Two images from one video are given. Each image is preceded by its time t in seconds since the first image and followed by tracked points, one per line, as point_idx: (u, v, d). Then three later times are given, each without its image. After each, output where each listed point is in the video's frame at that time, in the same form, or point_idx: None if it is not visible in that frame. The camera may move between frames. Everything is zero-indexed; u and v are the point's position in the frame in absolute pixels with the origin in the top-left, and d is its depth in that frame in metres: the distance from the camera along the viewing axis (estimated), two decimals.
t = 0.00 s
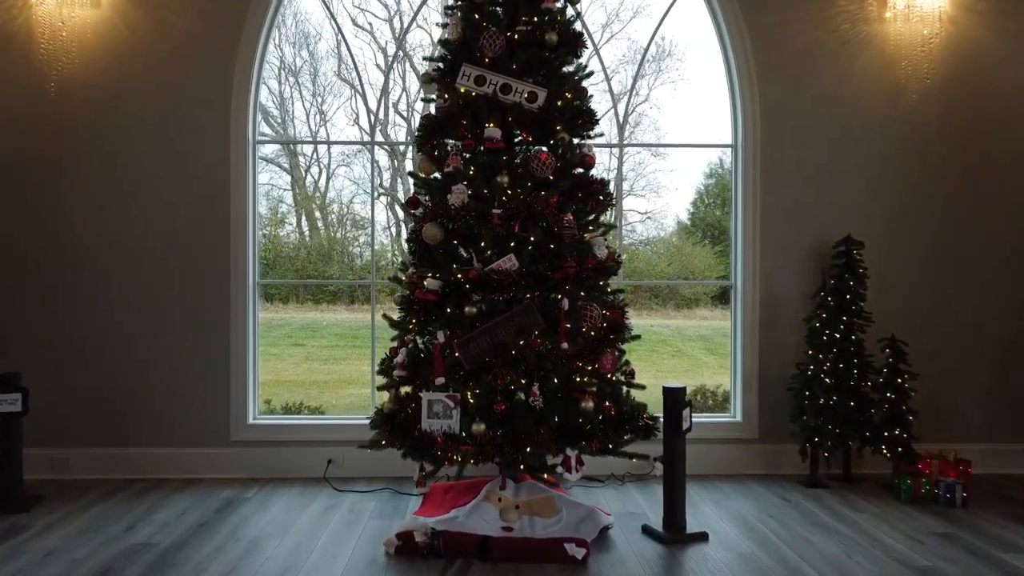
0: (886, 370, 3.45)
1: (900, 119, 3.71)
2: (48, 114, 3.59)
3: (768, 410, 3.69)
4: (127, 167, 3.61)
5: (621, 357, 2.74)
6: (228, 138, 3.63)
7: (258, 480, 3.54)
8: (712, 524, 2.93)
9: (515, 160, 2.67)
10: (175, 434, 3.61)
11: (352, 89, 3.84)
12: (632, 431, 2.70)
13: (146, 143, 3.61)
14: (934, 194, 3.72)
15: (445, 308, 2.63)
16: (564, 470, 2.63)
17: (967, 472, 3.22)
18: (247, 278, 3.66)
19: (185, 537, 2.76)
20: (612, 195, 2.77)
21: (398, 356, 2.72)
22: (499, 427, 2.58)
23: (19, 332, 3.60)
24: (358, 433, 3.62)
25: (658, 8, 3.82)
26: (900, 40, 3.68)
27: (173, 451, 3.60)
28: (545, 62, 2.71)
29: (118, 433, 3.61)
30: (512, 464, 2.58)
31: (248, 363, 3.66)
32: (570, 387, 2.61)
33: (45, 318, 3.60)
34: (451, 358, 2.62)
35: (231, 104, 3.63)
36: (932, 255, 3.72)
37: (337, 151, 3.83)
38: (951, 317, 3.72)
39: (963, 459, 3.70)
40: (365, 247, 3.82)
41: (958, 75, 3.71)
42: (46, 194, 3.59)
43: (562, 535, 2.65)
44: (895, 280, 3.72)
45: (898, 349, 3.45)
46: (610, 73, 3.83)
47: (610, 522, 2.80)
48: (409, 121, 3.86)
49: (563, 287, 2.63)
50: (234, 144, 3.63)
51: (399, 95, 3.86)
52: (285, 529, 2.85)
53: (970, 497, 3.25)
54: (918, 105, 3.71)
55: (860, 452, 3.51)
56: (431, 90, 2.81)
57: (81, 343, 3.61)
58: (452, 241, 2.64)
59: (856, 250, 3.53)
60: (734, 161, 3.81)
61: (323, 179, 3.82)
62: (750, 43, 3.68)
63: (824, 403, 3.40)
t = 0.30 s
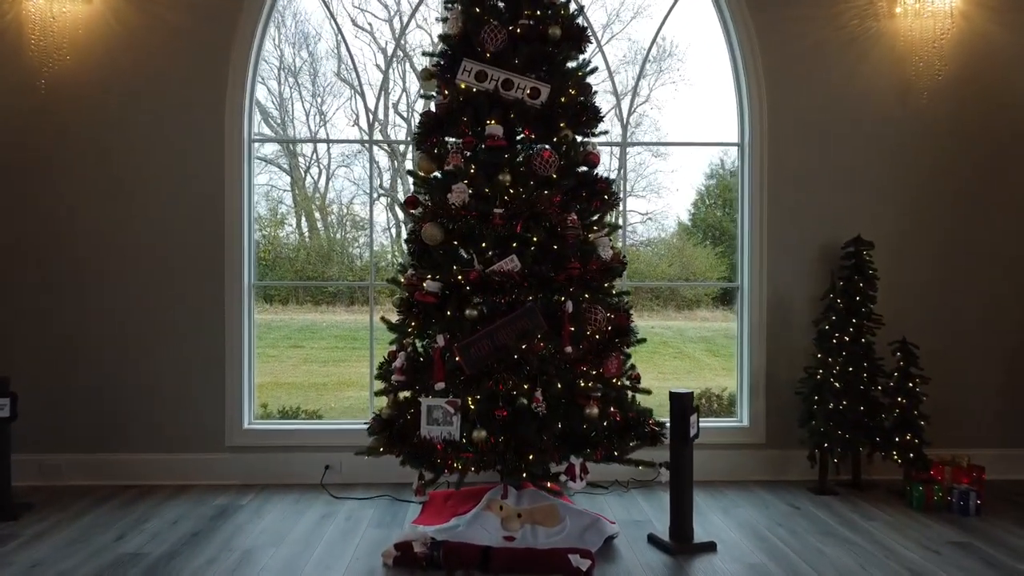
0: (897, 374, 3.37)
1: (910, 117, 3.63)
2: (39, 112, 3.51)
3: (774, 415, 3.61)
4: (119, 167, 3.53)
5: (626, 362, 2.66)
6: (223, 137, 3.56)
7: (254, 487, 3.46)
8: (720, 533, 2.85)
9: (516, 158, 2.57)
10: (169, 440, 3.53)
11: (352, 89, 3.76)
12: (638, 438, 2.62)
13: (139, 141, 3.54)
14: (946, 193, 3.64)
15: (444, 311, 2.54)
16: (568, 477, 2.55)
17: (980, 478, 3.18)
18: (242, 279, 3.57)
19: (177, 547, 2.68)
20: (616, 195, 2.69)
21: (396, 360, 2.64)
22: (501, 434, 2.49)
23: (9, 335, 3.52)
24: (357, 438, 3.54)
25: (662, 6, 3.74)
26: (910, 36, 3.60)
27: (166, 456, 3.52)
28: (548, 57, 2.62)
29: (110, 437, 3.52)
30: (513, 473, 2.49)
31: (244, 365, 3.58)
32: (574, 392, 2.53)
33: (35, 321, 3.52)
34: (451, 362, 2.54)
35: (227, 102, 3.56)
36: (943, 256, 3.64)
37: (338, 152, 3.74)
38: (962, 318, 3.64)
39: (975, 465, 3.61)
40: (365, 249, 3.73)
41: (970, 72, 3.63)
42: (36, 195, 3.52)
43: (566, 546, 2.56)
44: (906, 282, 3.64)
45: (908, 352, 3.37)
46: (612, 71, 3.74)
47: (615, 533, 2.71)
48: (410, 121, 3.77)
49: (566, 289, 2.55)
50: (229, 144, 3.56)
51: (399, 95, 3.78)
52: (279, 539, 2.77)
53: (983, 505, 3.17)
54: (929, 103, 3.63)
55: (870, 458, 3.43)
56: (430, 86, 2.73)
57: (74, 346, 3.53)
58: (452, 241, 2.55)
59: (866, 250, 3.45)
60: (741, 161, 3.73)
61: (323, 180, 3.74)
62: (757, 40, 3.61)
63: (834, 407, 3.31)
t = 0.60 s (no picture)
0: (902, 381, 3.30)
1: (915, 118, 3.57)
2: (26, 113, 3.43)
3: (777, 422, 3.54)
4: (108, 169, 3.46)
5: (627, 370, 2.59)
6: (215, 139, 3.48)
7: (245, 497, 3.39)
8: (723, 545, 2.78)
9: (515, 159, 2.51)
10: (159, 448, 3.46)
11: (348, 89, 3.69)
12: (640, 448, 2.56)
13: (129, 142, 3.46)
14: (951, 196, 3.58)
15: (440, 318, 2.47)
16: (568, 491, 2.48)
17: (988, 488, 3.10)
18: (233, 284, 3.50)
19: (165, 561, 2.60)
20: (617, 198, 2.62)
21: (391, 368, 2.58)
22: (499, 445, 2.41)
23: None
24: (351, 446, 3.47)
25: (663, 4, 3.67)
26: (915, 36, 3.54)
27: (156, 466, 3.44)
28: (547, 57, 2.55)
29: (98, 446, 3.45)
30: (508, 485, 2.45)
31: (235, 373, 3.51)
32: (574, 402, 2.47)
33: (22, 327, 3.44)
34: (447, 371, 2.48)
35: (218, 103, 3.48)
36: (949, 261, 3.58)
37: (334, 152, 3.67)
38: (967, 322, 3.58)
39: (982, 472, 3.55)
40: (361, 251, 3.66)
41: (976, 72, 3.57)
42: (23, 198, 3.44)
43: (565, 562, 2.51)
44: (911, 286, 3.57)
45: (914, 359, 3.30)
46: (611, 71, 3.68)
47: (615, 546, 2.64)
48: (407, 122, 3.70)
49: (566, 295, 2.47)
50: (220, 146, 3.48)
51: (397, 97, 3.71)
52: (271, 552, 2.69)
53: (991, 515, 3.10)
54: (935, 105, 3.57)
55: (875, 467, 3.36)
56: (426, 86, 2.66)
57: (62, 353, 3.45)
58: (449, 246, 2.48)
59: (871, 255, 3.38)
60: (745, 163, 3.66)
61: (320, 181, 3.67)
62: (759, 40, 3.54)
63: (838, 415, 3.25)
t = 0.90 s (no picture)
0: (904, 394, 3.25)
1: (917, 125, 3.52)
2: (11, 121, 3.36)
3: (776, 434, 3.49)
4: (95, 178, 3.39)
5: (624, 385, 2.54)
6: (205, 145, 3.42)
7: (236, 512, 3.32)
8: (723, 563, 2.72)
9: (511, 171, 2.45)
10: (149, 461, 3.39)
11: (343, 91, 3.62)
12: (639, 465, 2.51)
13: (117, 149, 3.40)
14: (954, 203, 3.53)
15: (434, 333, 2.41)
16: (566, 510, 2.44)
17: (992, 502, 3.02)
18: (224, 294, 3.44)
19: None
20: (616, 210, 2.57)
21: (383, 383, 2.53)
22: (494, 463, 2.36)
23: None
24: (344, 460, 3.40)
25: (660, 7, 3.62)
26: (917, 41, 3.49)
27: (145, 480, 3.38)
28: (543, 64, 2.49)
29: (86, 461, 3.38)
30: (506, 505, 2.35)
31: (226, 383, 3.45)
32: (572, 418, 2.40)
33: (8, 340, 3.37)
34: (441, 388, 2.41)
35: (208, 109, 3.42)
36: (951, 269, 3.53)
37: (329, 154, 3.61)
38: (970, 330, 3.53)
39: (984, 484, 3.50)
40: (356, 255, 3.60)
41: (979, 77, 3.52)
42: (9, 207, 3.37)
43: None
44: (912, 292, 3.52)
45: (916, 370, 3.24)
46: (606, 74, 3.62)
47: (615, 563, 2.59)
48: (403, 125, 3.63)
49: (563, 310, 2.42)
50: (211, 153, 3.42)
51: (392, 99, 3.64)
52: (261, 571, 2.63)
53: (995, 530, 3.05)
54: (936, 111, 3.52)
55: (876, 480, 3.31)
56: (420, 95, 2.60)
57: (50, 364, 3.38)
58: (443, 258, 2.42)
59: (872, 264, 3.33)
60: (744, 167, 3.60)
61: (315, 183, 3.60)
62: (758, 43, 3.49)
63: (838, 427, 3.20)
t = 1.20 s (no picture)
0: (904, 407, 3.21)
1: (917, 133, 3.48)
2: None
3: (775, 446, 3.45)
4: (84, 187, 3.33)
5: (622, 402, 2.49)
6: (196, 155, 3.37)
7: (228, 527, 3.27)
8: None
9: (506, 184, 2.39)
10: (138, 475, 3.34)
11: (338, 93, 3.57)
12: (637, 483, 2.47)
13: (106, 158, 3.34)
14: (954, 209, 3.49)
15: (428, 350, 2.36)
16: (562, 531, 2.40)
17: (994, 517, 2.98)
18: (214, 306, 3.38)
19: None
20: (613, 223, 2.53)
21: (376, 400, 2.48)
22: (489, 483, 2.31)
23: None
24: (337, 473, 3.35)
25: (658, 10, 3.57)
26: (917, 49, 3.46)
27: (135, 495, 3.33)
28: (538, 75, 2.45)
29: (75, 475, 3.33)
30: (500, 525, 2.31)
31: (216, 396, 3.39)
32: (568, 437, 2.34)
33: None
34: (435, 406, 2.37)
35: (199, 118, 3.37)
36: (951, 271, 3.49)
37: (324, 156, 3.56)
38: (971, 338, 3.49)
39: (984, 495, 3.47)
40: (351, 258, 3.55)
41: (980, 85, 3.48)
42: None
43: None
44: (912, 302, 3.48)
45: (917, 383, 3.20)
46: (601, 77, 3.56)
47: None
48: (398, 126, 3.58)
49: (559, 325, 2.37)
50: (201, 162, 3.37)
51: (387, 101, 3.58)
52: None
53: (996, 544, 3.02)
54: (936, 119, 3.48)
55: (876, 494, 3.27)
56: (414, 105, 2.55)
57: (37, 376, 3.32)
58: (437, 272, 2.37)
59: (872, 275, 3.29)
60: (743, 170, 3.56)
61: (310, 185, 3.55)
62: (757, 48, 3.45)
63: (838, 441, 3.15)
